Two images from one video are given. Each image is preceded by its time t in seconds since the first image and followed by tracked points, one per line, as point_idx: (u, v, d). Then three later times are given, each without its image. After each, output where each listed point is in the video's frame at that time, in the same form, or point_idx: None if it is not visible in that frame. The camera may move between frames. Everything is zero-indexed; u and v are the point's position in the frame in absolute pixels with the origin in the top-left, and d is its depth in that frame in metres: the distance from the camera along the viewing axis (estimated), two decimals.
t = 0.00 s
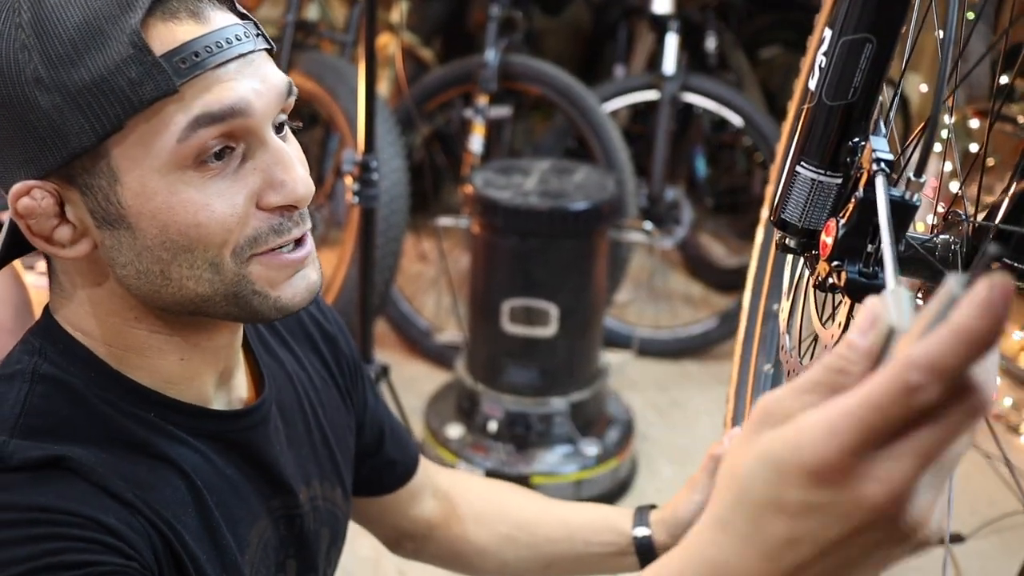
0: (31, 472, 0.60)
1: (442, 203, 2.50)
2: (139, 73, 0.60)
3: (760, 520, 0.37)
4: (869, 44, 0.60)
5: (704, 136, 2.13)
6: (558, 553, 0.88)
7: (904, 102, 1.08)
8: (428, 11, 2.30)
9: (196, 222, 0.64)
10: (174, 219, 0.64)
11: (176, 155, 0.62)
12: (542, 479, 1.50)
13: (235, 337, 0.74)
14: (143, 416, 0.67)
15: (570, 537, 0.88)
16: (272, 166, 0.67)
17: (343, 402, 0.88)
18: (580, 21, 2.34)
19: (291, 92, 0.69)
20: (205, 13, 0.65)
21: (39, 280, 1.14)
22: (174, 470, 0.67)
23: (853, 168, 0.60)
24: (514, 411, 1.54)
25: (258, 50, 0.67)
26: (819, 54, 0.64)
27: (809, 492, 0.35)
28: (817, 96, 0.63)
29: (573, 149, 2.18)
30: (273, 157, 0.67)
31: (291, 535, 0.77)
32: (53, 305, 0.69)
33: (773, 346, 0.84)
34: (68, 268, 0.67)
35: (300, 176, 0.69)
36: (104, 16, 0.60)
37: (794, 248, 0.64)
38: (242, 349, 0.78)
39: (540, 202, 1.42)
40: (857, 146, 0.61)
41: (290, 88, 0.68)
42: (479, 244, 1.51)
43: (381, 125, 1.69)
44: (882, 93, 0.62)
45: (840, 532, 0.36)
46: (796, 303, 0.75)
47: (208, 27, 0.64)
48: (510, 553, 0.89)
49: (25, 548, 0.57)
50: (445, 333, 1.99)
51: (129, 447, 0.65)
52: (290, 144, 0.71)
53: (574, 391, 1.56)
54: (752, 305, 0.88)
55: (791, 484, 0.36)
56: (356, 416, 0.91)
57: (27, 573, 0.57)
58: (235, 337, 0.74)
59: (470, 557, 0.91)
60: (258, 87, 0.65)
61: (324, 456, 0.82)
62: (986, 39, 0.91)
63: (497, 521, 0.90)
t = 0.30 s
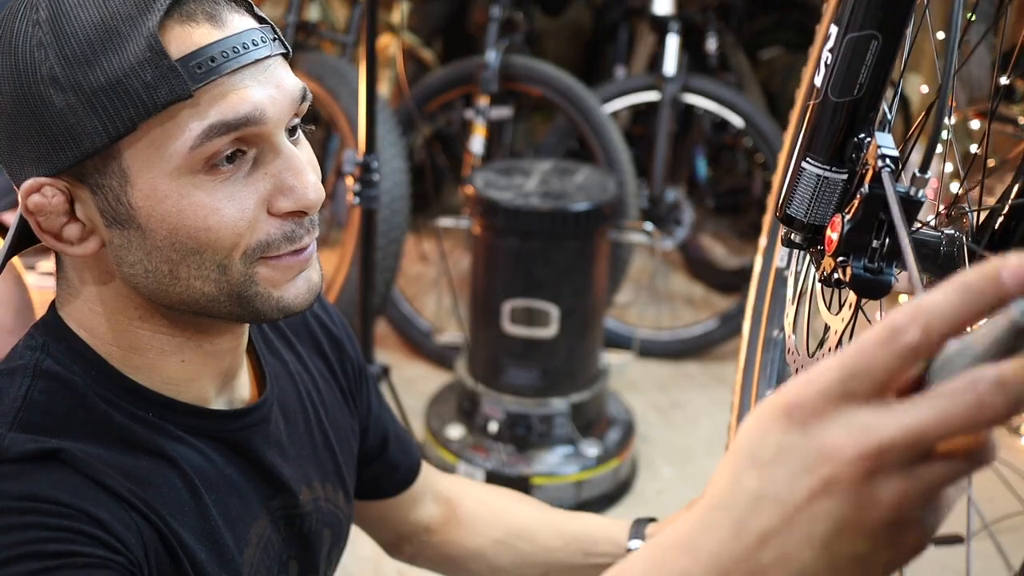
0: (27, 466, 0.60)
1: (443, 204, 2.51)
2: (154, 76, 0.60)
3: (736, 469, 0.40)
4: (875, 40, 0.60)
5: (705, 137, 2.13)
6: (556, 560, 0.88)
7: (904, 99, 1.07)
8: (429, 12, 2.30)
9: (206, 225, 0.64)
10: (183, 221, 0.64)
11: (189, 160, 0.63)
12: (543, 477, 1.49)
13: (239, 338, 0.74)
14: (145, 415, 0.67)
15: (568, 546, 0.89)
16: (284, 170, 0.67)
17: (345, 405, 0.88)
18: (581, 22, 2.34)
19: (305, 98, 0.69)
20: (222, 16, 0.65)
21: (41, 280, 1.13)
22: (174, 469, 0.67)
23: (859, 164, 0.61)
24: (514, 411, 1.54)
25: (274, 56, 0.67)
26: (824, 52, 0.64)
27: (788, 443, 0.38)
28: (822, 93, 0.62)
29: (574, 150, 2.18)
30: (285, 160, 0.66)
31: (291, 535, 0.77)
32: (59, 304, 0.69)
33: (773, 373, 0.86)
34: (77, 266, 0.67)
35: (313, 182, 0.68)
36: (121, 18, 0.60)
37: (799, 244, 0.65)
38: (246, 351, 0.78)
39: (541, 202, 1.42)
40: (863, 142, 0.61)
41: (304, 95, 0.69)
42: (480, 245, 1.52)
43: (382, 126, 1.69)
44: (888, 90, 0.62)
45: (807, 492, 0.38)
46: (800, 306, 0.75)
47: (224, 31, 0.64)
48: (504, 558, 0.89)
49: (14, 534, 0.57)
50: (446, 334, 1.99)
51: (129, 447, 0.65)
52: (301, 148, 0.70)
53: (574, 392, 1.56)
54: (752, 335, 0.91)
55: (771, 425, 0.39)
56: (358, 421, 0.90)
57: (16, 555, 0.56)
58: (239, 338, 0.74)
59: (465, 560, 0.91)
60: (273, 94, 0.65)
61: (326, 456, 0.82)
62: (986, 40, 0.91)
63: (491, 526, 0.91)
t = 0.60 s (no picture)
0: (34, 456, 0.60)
1: (443, 205, 2.51)
2: (156, 63, 0.60)
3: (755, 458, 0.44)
4: (877, 42, 0.60)
5: (705, 137, 2.13)
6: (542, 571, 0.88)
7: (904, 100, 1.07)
8: (429, 12, 2.30)
9: (208, 211, 0.64)
10: (186, 207, 0.64)
11: (191, 146, 0.63)
12: (542, 477, 1.49)
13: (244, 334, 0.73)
14: (150, 411, 0.67)
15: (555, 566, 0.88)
16: (282, 156, 0.67)
17: (346, 407, 0.88)
18: (581, 23, 2.35)
19: (303, 90, 0.69)
20: (220, 7, 0.65)
21: (42, 280, 1.13)
22: (180, 463, 0.67)
23: (860, 166, 0.61)
24: (514, 411, 1.54)
25: (272, 46, 0.67)
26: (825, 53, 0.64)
27: (781, 413, 0.43)
28: (823, 95, 0.63)
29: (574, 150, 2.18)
30: (283, 147, 0.67)
31: (292, 534, 0.77)
32: (64, 299, 0.70)
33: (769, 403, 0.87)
34: (80, 258, 0.67)
35: (311, 170, 0.69)
36: (123, 9, 0.61)
37: (800, 246, 0.65)
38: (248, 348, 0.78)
39: (541, 203, 1.42)
40: (864, 145, 0.61)
41: (302, 86, 0.69)
42: (480, 245, 1.52)
43: (382, 126, 1.69)
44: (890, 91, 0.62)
45: (790, 453, 0.41)
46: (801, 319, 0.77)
47: (222, 21, 0.64)
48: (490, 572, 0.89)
49: (16, 516, 0.57)
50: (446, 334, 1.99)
51: (135, 441, 0.66)
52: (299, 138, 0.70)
53: (574, 392, 1.56)
54: (745, 366, 0.91)
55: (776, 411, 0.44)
56: (359, 424, 0.90)
57: (13, 535, 0.56)
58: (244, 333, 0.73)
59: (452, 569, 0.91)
60: (271, 80, 0.65)
61: (329, 456, 0.82)
62: (987, 41, 0.91)
63: (485, 538, 0.90)
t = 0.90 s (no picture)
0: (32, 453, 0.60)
1: (443, 204, 2.51)
2: (150, 62, 0.60)
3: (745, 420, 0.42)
4: (872, 40, 0.60)
5: (705, 138, 2.13)
6: None
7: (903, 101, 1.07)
8: (429, 12, 2.30)
9: (202, 208, 0.65)
10: (180, 205, 0.64)
11: (184, 143, 0.63)
12: (542, 477, 1.49)
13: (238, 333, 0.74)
14: (147, 409, 0.67)
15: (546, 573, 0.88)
16: (276, 154, 0.67)
17: (340, 408, 0.88)
18: (581, 23, 2.34)
19: (296, 88, 0.70)
20: (212, 7, 0.65)
21: (41, 280, 1.13)
22: (177, 462, 0.67)
23: (854, 164, 0.61)
24: (514, 411, 1.54)
25: (265, 45, 0.67)
26: (819, 49, 0.64)
27: (772, 371, 0.41)
28: (817, 93, 0.63)
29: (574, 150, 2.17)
30: (276, 144, 0.67)
31: (288, 533, 0.77)
32: (58, 299, 0.70)
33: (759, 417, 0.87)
34: (73, 257, 0.67)
35: (304, 167, 0.69)
36: (116, 8, 0.61)
37: (794, 244, 0.65)
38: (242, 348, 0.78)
39: (541, 203, 1.42)
40: (858, 142, 0.61)
41: (295, 84, 0.69)
42: (480, 245, 1.51)
43: (382, 126, 1.69)
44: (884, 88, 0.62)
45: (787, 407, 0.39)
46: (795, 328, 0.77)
47: (215, 20, 0.64)
48: None
49: (14, 505, 0.57)
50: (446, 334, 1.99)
51: (132, 439, 0.65)
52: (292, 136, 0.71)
53: (574, 392, 1.56)
54: (735, 382, 0.91)
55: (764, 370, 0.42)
56: (353, 426, 0.90)
57: (10, 524, 0.56)
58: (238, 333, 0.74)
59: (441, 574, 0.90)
60: (264, 79, 0.65)
61: (323, 456, 0.82)
62: (987, 41, 0.91)
63: (475, 546, 0.90)
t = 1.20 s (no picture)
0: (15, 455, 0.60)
1: (444, 204, 2.51)
2: (131, 62, 0.60)
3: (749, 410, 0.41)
4: (872, 44, 0.60)
5: (705, 137, 2.14)
6: None
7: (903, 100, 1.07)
8: (430, 12, 2.30)
9: (183, 209, 0.65)
10: (162, 206, 0.64)
11: (165, 145, 0.63)
12: (542, 477, 1.49)
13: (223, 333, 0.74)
14: (134, 409, 0.67)
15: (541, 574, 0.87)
16: (259, 155, 0.67)
17: (329, 407, 0.88)
18: (581, 23, 2.34)
19: (281, 89, 0.70)
20: (195, 7, 0.65)
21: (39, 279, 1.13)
22: (161, 463, 0.67)
23: (854, 168, 0.61)
24: (514, 411, 1.54)
25: (248, 46, 0.68)
26: (818, 53, 0.64)
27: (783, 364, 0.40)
28: (815, 97, 0.63)
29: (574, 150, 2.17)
30: (259, 145, 0.67)
31: (278, 533, 0.77)
32: (43, 300, 0.70)
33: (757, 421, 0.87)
34: (57, 257, 0.68)
35: (288, 169, 0.69)
36: (98, 8, 0.61)
37: (792, 248, 0.65)
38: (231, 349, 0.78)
39: (542, 202, 1.42)
40: (858, 146, 0.61)
41: (280, 85, 0.69)
42: (480, 245, 1.51)
43: (382, 126, 1.69)
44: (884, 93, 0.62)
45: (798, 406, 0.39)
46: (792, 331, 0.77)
47: (198, 20, 0.64)
48: None
49: None
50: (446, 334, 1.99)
51: (116, 441, 0.65)
52: (277, 137, 0.71)
53: (574, 392, 1.56)
54: (733, 387, 0.91)
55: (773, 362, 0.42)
56: (344, 425, 0.91)
57: None
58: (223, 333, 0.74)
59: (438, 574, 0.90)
60: (247, 80, 0.65)
61: (314, 455, 0.82)
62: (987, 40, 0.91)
63: (470, 547, 0.90)
